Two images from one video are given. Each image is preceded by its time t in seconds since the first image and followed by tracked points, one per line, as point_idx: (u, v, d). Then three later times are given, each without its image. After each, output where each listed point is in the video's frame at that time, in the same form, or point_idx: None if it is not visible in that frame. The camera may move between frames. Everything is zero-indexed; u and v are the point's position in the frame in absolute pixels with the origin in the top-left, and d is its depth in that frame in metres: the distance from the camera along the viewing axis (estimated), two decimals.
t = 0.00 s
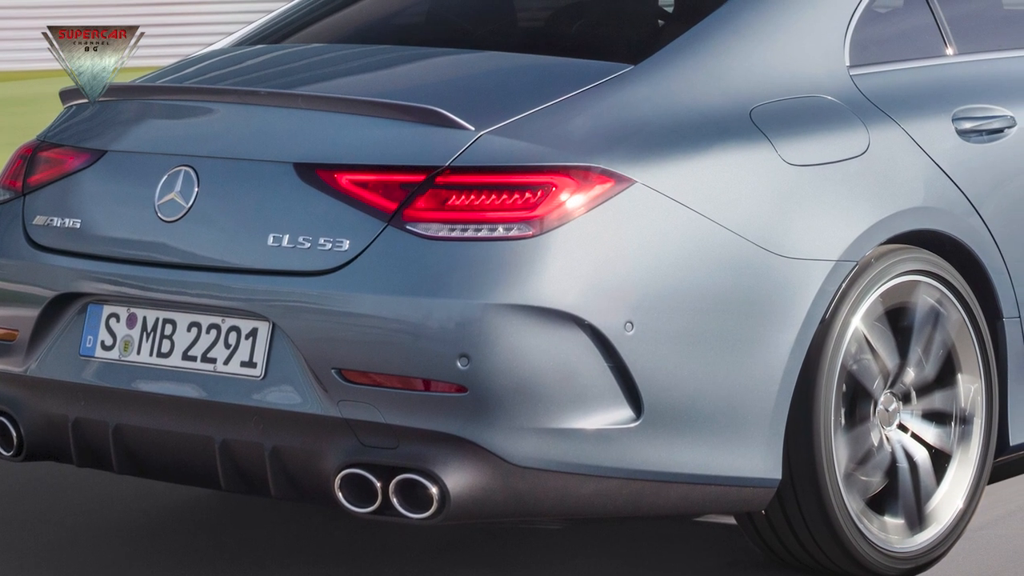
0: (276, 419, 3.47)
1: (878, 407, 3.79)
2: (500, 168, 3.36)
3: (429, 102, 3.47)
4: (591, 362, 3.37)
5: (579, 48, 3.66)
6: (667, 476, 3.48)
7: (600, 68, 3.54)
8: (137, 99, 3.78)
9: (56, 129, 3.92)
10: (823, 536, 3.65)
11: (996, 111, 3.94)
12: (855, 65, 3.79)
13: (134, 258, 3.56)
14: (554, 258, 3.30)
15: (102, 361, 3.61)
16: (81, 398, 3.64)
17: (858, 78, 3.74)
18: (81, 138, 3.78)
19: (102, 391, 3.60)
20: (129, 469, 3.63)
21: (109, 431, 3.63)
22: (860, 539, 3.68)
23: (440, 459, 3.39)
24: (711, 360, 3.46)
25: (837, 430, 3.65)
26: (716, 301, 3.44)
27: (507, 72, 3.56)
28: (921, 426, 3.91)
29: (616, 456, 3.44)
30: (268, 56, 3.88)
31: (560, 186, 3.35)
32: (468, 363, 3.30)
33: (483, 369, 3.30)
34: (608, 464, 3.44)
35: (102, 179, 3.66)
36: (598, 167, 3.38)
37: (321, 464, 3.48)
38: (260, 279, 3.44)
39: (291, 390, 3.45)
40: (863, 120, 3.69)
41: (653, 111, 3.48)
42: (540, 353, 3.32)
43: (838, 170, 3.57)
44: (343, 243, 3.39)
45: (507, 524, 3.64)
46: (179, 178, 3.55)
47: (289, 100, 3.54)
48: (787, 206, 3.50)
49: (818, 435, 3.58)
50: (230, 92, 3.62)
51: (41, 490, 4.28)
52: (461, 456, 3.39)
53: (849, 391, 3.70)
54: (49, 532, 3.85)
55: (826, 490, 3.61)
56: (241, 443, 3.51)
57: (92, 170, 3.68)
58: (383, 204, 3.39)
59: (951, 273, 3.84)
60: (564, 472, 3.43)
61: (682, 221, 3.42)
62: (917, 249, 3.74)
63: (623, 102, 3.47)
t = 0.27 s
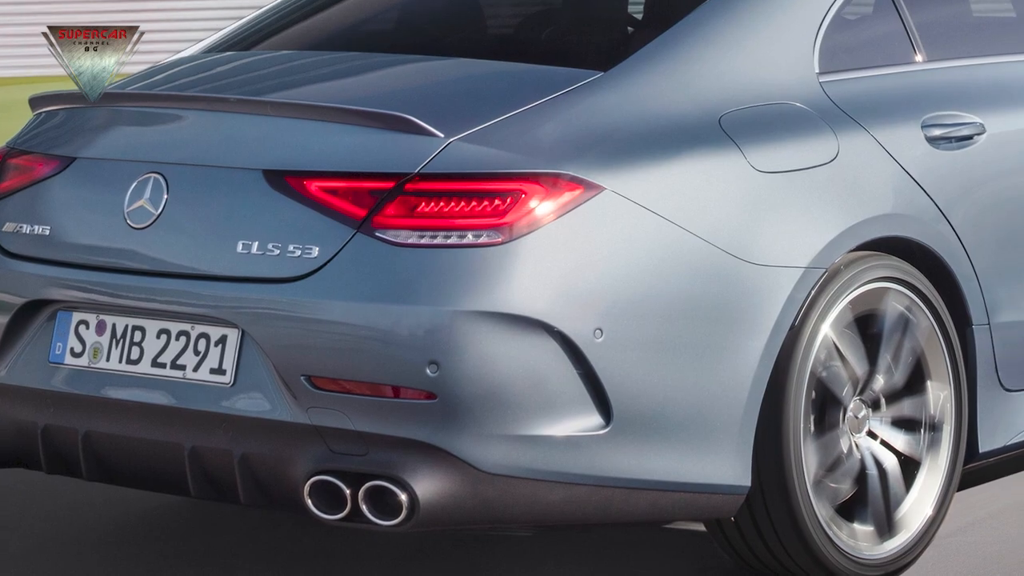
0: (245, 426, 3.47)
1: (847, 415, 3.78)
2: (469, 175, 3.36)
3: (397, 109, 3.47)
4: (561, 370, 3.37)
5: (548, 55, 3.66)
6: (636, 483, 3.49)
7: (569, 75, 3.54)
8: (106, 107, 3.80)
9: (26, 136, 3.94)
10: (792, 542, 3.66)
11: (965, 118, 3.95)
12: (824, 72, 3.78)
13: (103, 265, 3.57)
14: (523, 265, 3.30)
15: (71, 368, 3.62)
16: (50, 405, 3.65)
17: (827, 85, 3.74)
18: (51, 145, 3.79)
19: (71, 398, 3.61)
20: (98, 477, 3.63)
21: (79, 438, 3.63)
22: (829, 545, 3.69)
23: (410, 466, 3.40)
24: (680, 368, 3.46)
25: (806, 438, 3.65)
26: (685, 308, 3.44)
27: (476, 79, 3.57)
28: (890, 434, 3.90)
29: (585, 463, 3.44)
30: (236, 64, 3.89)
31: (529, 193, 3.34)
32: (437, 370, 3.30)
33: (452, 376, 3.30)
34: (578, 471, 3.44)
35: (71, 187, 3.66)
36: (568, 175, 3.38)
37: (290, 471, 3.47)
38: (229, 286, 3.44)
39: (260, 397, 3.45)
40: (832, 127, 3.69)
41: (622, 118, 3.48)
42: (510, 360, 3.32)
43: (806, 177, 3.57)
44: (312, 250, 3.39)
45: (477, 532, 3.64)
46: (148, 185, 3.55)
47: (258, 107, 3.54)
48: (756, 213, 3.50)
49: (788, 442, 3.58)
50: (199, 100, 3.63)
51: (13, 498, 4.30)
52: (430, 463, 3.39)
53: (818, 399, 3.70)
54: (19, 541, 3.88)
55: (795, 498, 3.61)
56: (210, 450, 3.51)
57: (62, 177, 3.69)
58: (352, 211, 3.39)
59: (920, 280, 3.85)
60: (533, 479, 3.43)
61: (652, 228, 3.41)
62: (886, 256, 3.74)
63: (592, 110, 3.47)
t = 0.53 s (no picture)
0: (216, 432, 3.47)
1: (818, 421, 3.78)
2: (440, 181, 3.36)
3: (368, 115, 3.47)
4: (533, 376, 3.37)
5: (519, 62, 3.66)
6: (607, 489, 3.49)
7: (540, 82, 3.54)
8: (78, 114, 3.80)
9: None
10: (763, 548, 3.66)
11: (936, 125, 3.95)
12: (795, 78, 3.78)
13: (74, 272, 3.57)
14: (495, 271, 3.30)
15: (43, 375, 3.63)
16: (21, 412, 3.67)
17: (798, 91, 3.74)
18: (23, 151, 3.79)
19: (42, 405, 3.62)
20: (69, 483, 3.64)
21: (50, 445, 3.64)
22: (799, 551, 3.69)
23: (381, 472, 3.39)
24: (652, 374, 3.46)
25: (778, 444, 3.65)
26: (656, 314, 3.44)
27: (448, 86, 3.57)
28: (861, 440, 3.90)
29: (556, 470, 3.44)
30: (208, 71, 3.89)
31: (501, 200, 3.34)
32: (409, 377, 3.30)
33: (423, 383, 3.30)
34: (549, 478, 3.44)
35: (43, 193, 3.67)
36: (539, 181, 3.38)
37: (261, 477, 3.46)
38: (200, 292, 3.44)
39: (232, 405, 3.45)
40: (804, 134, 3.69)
41: (593, 125, 3.47)
42: (481, 366, 3.32)
43: (778, 184, 3.57)
44: (284, 256, 3.39)
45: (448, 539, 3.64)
46: (120, 191, 3.55)
47: (229, 113, 3.55)
48: (727, 220, 3.50)
49: (759, 448, 3.58)
50: (170, 106, 3.63)
51: None
52: (401, 470, 3.39)
53: (790, 405, 3.70)
54: None
55: (767, 504, 3.61)
56: (181, 457, 3.51)
57: (33, 183, 3.69)
58: (323, 217, 3.38)
59: (892, 287, 3.85)
60: (504, 485, 3.42)
61: (623, 233, 3.41)
62: (857, 263, 3.74)
63: (563, 116, 3.47)
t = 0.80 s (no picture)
0: (188, 439, 3.47)
1: (789, 428, 3.78)
2: (412, 188, 3.35)
3: (340, 122, 3.47)
4: (505, 383, 3.36)
5: (491, 68, 3.66)
6: (578, 496, 3.49)
7: (511, 88, 3.54)
8: (50, 120, 3.79)
9: None
10: (734, 554, 3.67)
11: (908, 130, 3.94)
12: (767, 85, 3.78)
13: (46, 279, 3.58)
14: (467, 278, 3.29)
15: (15, 381, 3.64)
16: None
17: (770, 98, 3.74)
18: None
19: (14, 411, 3.63)
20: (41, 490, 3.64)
21: (22, 451, 3.65)
22: (771, 558, 3.70)
23: (353, 479, 3.40)
24: (623, 381, 3.46)
25: (750, 451, 3.65)
26: (628, 321, 3.44)
27: (419, 93, 3.56)
28: (833, 447, 3.91)
29: (528, 477, 3.44)
30: (179, 77, 3.89)
31: (472, 206, 3.34)
32: (380, 384, 3.30)
33: (395, 390, 3.30)
34: (521, 485, 3.44)
35: (15, 200, 3.67)
36: (510, 188, 3.37)
37: (233, 483, 3.47)
38: (171, 299, 3.43)
39: (204, 411, 3.45)
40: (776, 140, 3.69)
41: (565, 131, 3.47)
42: (453, 373, 3.32)
43: (749, 190, 3.57)
44: (255, 263, 3.38)
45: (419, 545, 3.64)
46: (91, 198, 3.55)
47: (201, 120, 3.55)
48: (699, 226, 3.50)
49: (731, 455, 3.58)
50: (142, 113, 3.63)
51: None
52: (373, 476, 3.39)
53: (761, 412, 3.70)
54: None
55: (738, 510, 3.61)
56: (153, 463, 3.51)
57: (5, 189, 3.69)
58: (294, 224, 3.38)
59: (864, 294, 3.85)
60: (476, 492, 3.42)
61: (594, 240, 3.41)
62: (827, 269, 3.74)
63: (535, 122, 3.47)
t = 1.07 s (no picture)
0: (157, 446, 3.47)
1: (758, 435, 3.78)
2: (381, 195, 3.34)
3: (310, 129, 3.47)
4: (474, 390, 3.36)
5: (460, 75, 3.66)
6: (548, 502, 3.49)
7: (480, 95, 3.54)
8: (20, 127, 3.82)
9: None
10: (702, 560, 3.68)
11: (877, 137, 3.93)
12: (736, 92, 3.78)
13: (16, 286, 3.58)
14: (437, 285, 3.29)
15: None
16: None
17: (739, 105, 3.74)
18: None
19: None
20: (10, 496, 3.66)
21: None
22: (739, 564, 3.71)
23: (322, 486, 3.40)
24: (593, 388, 3.46)
25: (719, 457, 3.65)
26: (597, 328, 3.44)
27: (389, 100, 3.56)
28: (803, 453, 3.91)
29: (498, 483, 3.44)
30: (149, 84, 3.91)
31: (442, 213, 3.33)
32: (350, 391, 3.30)
33: (364, 397, 3.30)
34: (490, 491, 3.44)
35: None
36: (480, 195, 3.36)
37: (203, 490, 3.47)
38: (140, 306, 3.43)
39: (173, 418, 3.45)
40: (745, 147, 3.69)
41: (534, 138, 3.47)
42: (422, 380, 3.31)
43: (718, 197, 3.57)
44: (225, 270, 3.38)
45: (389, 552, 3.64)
46: (61, 205, 3.55)
47: (169, 127, 3.56)
48: (668, 233, 3.50)
49: (699, 461, 3.59)
50: (111, 120, 3.65)
51: None
52: (342, 483, 3.39)
53: (731, 418, 3.70)
54: None
55: (707, 517, 3.62)
56: (121, 470, 3.52)
57: None
58: (264, 230, 3.37)
59: (834, 301, 3.85)
60: (445, 499, 3.42)
61: (562, 246, 3.41)
62: (796, 276, 3.74)
63: (504, 129, 3.46)
